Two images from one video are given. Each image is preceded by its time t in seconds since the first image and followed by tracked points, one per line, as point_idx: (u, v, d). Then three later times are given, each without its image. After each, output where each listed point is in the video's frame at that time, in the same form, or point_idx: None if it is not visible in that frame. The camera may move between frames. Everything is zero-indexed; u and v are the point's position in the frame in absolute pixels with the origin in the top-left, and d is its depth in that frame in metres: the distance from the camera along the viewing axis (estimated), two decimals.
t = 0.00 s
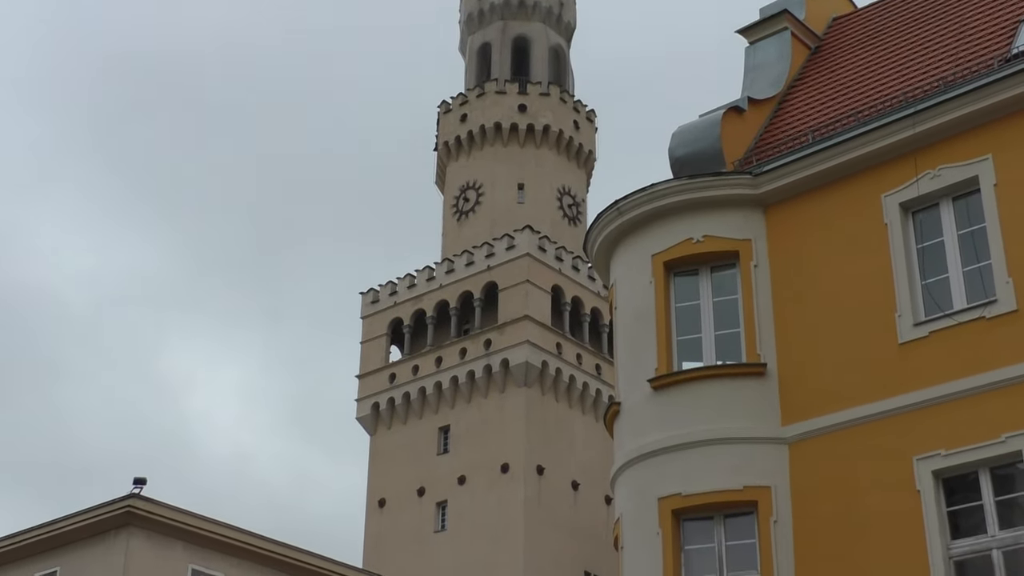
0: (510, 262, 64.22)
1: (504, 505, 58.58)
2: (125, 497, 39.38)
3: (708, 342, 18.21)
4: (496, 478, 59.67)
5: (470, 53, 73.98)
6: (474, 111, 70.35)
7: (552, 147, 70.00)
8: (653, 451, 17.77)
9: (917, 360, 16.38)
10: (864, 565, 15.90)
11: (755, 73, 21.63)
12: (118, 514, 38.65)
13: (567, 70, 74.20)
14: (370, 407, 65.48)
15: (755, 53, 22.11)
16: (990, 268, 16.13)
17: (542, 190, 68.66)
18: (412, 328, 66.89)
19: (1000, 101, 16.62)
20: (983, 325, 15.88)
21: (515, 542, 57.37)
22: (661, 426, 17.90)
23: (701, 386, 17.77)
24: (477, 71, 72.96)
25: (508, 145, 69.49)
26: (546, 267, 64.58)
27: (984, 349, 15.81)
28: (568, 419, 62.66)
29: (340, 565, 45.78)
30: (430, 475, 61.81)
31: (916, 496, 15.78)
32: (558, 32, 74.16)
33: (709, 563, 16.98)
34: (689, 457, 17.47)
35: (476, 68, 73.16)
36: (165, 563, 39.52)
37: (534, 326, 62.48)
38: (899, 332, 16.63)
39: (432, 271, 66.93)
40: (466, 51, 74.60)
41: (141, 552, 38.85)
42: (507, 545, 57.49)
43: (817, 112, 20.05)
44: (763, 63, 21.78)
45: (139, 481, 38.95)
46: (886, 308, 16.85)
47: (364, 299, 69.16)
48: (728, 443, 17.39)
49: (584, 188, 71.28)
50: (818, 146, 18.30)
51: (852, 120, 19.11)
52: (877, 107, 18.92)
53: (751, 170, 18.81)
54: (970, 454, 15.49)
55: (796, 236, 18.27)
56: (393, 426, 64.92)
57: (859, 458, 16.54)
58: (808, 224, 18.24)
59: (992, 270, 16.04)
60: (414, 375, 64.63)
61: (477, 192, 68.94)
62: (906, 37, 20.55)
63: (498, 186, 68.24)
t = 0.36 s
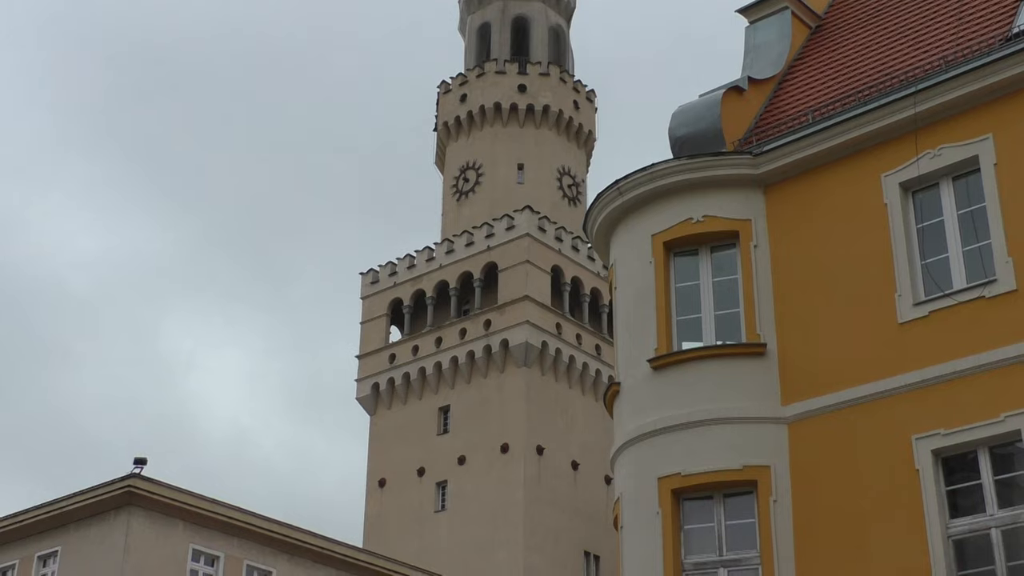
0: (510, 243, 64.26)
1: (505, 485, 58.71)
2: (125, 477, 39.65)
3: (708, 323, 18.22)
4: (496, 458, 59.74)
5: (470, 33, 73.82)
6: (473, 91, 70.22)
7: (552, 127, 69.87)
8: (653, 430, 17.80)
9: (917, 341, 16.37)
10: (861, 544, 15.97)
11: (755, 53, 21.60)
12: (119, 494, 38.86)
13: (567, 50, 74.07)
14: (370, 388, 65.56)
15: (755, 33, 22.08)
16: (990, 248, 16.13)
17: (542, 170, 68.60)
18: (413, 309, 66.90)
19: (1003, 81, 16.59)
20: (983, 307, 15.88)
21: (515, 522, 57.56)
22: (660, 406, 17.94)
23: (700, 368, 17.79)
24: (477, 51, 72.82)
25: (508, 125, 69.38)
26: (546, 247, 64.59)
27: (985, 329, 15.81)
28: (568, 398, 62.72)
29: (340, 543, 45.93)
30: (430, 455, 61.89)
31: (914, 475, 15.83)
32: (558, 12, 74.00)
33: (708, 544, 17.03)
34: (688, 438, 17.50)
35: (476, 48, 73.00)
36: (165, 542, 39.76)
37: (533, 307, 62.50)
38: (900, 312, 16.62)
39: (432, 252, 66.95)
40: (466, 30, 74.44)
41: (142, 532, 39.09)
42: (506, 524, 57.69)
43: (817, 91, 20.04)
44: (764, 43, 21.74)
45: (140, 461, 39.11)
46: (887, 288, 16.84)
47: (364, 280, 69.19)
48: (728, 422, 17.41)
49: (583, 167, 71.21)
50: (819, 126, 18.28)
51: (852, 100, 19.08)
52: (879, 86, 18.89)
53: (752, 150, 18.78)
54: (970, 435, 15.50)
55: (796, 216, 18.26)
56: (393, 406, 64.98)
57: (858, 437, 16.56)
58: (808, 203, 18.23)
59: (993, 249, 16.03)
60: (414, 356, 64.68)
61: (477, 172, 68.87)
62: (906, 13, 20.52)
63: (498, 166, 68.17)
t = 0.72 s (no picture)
0: (510, 222, 64.27)
1: (506, 464, 58.81)
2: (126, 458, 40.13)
3: (708, 302, 18.22)
4: (496, 437, 59.84)
5: (469, 12, 73.70)
6: (473, 70, 70.10)
7: (552, 107, 69.75)
8: (653, 409, 17.82)
9: (918, 319, 16.38)
10: (862, 522, 16.02)
11: (754, 30, 21.48)
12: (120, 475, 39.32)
13: (566, 29, 73.93)
14: (371, 367, 65.61)
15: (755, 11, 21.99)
16: (991, 224, 16.13)
17: (542, 149, 68.53)
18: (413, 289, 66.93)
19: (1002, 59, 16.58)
20: (983, 285, 15.88)
21: (516, 502, 57.68)
22: (660, 385, 17.96)
23: (700, 347, 17.79)
24: (477, 30, 72.69)
25: (508, 104, 69.25)
26: (546, 226, 64.57)
27: (985, 306, 15.81)
28: (568, 378, 62.77)
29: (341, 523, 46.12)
30: (430, 435, 61.98)
31: (914, 453, 15.86)
32: None
33: (708, 522, 17.06)
34: (690, 416, 17.52)
35: (475, 27, 72.88)
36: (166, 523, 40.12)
37: (533, 286, 62.52)
38: (900, 290, 16.61)
39: (432, 232, 66.92)
40: (466, 10, 74.27)
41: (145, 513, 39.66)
42: (507, 504, 57.82)
43: (818, 69, 20.00)
44: (764, 20, 21.63)
45: (141, 442, 39.57)
46: (886, 265, 16.84)
47: (364, 260, 69.16)
48: (729, 400, 17.43)
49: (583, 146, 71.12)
50: (819, 104, 18.25)
51: (852, 78, 19.05)
52: (878, 63, 18.85)
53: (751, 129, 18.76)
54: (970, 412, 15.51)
55: (797, 194, 18.24)
56: (394, 386, 65.03)
57: (859, 415, 16.57)
58: (809, 181, 18.21)
59: (993, 225, 16.03)
60: (414, 336, 64.68)
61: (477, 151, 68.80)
62: None
63: (498, 145, 68.09)
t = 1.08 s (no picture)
0: (510, 199, 64.26)
1: (507, 441, 58.93)
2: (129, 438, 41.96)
3: (708, 278, 18.23)
4: (498, 415, 59.93)
5: None
6: (473, 48, 69.95)
7: (551, 83, 69.55)
8: (653, 385, 17.85)
9: (918, 294, 16.38)
10: (863, 497, 16.06)
11: (754, 5, 21.34)
12: (124, 454, 41.26)
13: (566, 6, 73.74)
14: (372, 346, 65.68)
15: None
16: (991, 199, 16.12)
17: (542, 126, 68.41)
18: (413, 267, 66.90)
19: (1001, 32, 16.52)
20: (983, 259, 15.88)
21: (517, 478, 57.84)
22: (660, 361, 17.99)
23: (701, 323, 17.80)
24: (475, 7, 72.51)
25: (507, 82, 69.08)
26: (545, 203, 64.54)
27: (985, 281, 15.82)
28: (570, 355, 62.87)
29: (343, 502, 46.57)
30: (432, 413, 62.10)
31: (915, 427, 15.87)
32: None
33: (709, 497, 17.10)
34: (690, 392, 17.55)
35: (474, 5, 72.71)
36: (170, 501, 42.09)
37: (533, 264, 62.52)
38: (900, 265, 16.61)
39: (432, 210, 66.92)
40: None
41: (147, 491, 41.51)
42: (509, 481, 57.99)
43: (818, 44, 19.94)
44: None
45: (142, 423, 41.47)
46: (886, 240, 16.82)
47: (364, 239, 69.18)
48: (730, 376, 17.45)
49: (583, 123, 71.00)
50: (818, 79, 18.21)
51: (852, 52, 19.01)
52: (879, 38, 18.78)
53: (751, 104, 18.73)
54: (970, 385, 15.53)
55: (797, 169, 18.22)
56: (395, 364, 65.11)
57: (860, 390, 16.59)
58: (809, 156, 18.18)
59: (994, 200, 16.02)
60: (415, 314, 64.70)
61: (476, 129, 68.70)
62: None
63: (498, 122, 67.98)
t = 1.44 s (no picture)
0: (511, 177, 64.19)
1: (509, 419, 59.01)
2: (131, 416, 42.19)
3: (709, 256, 18.23)
4: (499, 393, 59.99)
5: None
6: (473, 26, 69.79)
7: (552, 61, 69.33)
8: (654, 364, 17.87)
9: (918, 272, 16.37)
10: (864, 475, 16.09)
11: None
12: (126, 432, 41.51)
13: None
14: (373, 324, 65.71)
15: None
16: (993, 176, 16.09)
17: (542, 105, 68.28)
18: (414, 246, 66.83)
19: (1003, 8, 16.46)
20: (984, 237, 15.86)
21: (518, 456, 57.92)
22: (661, 339, 18.01)
23: (702, 301, 17.80)
24: None
25: (507, 60, 68.87)
26: (546, 181, 64.46)
27: (985, 259, 15.81)
28: (571, 333, 62.93)
29: (344, 480, 46.84)
30: (433, 391, 62.16)
31: (915, 406, 15.89)
32: None
33: (709, 475, 17.12)
34: (691, 371, 17.56)
35: None
36: (172, 479, 42.39)
37: (534, 242, 62.45)
38: (901, 243, 16.59)
39: (432, 188, 66.88)
40: None
41: (149, 468, 41.79)
42: (510, 459, 58.11)
43: (819, 21, 19.88)
44: None
45: (144, 401, 41.65)
46: (888, 218, 16.81)
47: (365, 218, 69.15)
48: (732, 354, 17.45)
49: (583, 101, 70.87)
50: (820, 56, 18.16)
51: (853, 30, 18.95)
52: (880, 15, 18.71)
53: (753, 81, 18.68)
54: (971, 363, 15.54)
55: (798, 147, 18.19)
56: (396, 343, 65.14)
57: (861, 368, 16.60)
58: (810, 134, 18.15)
59: (995, 177, 16.00)
60: (416, 293, 64.68)
61: (477, 107, 68.58)
62: None
63: (499, 101, 67.85)
